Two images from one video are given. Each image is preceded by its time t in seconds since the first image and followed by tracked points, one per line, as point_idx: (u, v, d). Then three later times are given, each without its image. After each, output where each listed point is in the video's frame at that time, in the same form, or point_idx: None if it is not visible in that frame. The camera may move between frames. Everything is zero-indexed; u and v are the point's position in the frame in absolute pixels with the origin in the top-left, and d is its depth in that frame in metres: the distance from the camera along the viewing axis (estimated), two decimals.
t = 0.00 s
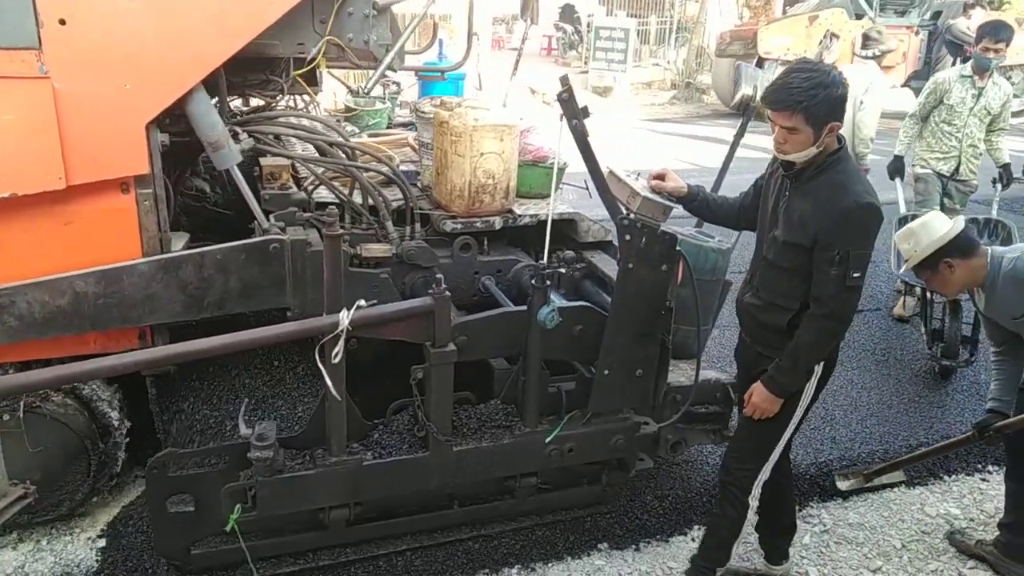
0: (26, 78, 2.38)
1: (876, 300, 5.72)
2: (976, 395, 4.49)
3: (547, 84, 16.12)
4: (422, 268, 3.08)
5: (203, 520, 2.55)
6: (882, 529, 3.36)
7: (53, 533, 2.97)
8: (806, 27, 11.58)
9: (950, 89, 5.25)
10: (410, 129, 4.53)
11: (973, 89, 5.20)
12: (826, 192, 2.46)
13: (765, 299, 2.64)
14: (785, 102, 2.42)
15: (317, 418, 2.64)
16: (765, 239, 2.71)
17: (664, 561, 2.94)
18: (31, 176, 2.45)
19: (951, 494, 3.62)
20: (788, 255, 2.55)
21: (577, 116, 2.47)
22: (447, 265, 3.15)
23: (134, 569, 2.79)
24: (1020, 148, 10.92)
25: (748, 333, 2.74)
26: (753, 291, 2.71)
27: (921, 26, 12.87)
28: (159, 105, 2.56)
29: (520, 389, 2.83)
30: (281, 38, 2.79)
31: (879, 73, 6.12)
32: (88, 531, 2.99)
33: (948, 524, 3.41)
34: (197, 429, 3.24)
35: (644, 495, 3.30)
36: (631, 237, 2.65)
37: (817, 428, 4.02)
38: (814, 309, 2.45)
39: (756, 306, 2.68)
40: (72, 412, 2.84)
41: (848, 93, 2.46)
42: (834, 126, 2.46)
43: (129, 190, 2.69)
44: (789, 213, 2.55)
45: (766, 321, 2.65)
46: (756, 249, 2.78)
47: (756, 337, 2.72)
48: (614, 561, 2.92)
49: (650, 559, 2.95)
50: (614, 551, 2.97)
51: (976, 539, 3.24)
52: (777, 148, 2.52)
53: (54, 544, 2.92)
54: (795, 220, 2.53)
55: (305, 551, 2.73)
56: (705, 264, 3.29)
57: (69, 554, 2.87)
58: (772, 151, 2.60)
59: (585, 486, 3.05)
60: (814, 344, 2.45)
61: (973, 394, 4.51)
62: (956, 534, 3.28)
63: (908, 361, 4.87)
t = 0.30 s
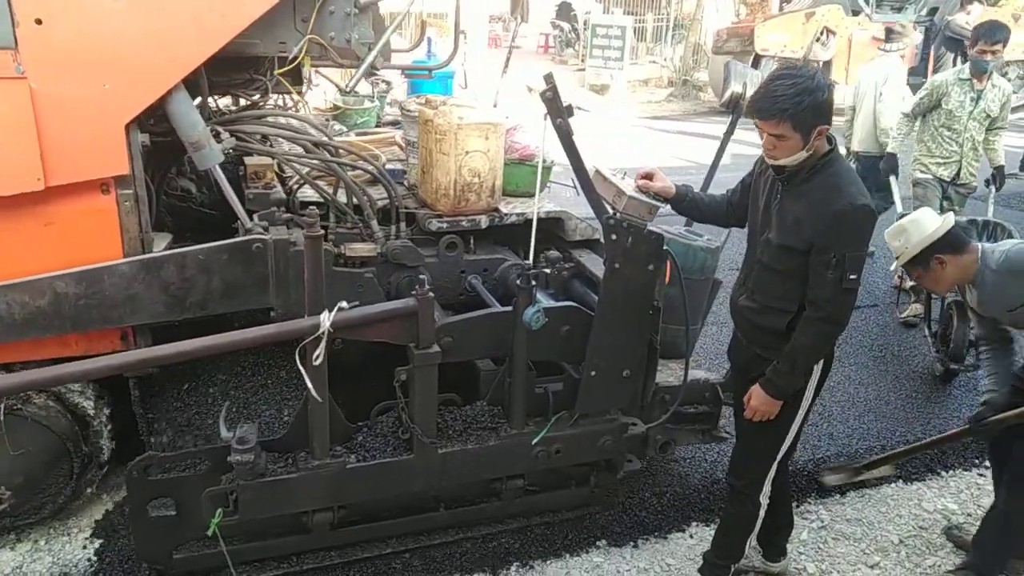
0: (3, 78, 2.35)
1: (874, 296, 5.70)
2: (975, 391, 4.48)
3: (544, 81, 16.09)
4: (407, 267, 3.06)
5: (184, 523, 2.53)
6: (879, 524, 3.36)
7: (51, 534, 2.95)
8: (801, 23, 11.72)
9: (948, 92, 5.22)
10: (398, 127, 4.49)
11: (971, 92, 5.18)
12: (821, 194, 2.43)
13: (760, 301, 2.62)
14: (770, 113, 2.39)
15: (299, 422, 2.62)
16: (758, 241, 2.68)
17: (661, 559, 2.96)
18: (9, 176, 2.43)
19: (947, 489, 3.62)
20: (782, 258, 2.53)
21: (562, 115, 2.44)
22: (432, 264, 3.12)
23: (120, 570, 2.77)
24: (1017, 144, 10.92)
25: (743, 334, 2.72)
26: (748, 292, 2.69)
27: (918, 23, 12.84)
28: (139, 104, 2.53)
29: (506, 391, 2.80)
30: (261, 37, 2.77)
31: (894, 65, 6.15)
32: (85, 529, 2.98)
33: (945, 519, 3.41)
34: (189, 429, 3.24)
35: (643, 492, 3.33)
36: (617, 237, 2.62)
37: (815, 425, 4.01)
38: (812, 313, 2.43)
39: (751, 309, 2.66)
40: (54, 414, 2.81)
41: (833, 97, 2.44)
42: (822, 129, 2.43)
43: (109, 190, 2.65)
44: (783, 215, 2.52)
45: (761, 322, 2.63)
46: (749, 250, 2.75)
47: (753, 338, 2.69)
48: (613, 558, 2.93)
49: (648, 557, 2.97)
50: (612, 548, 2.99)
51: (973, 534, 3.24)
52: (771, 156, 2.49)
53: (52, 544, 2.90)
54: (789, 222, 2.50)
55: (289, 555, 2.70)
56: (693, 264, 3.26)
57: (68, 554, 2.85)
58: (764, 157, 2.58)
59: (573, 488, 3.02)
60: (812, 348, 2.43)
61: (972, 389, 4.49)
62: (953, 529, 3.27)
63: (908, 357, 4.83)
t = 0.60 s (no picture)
0: None
1: (867, 294, 5.68)
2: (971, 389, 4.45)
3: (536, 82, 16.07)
4: (388, 269, 3.03)
5: (160, 532, 2.50)
6: (873, 522, 3.35)
7: (44, 537, 2.92)
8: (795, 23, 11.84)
9: (936, 97, 5.18)
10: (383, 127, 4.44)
11: (959, 96, 5.14)
12: (808, 196, 2.40)
13: (750, 305, 2.59)
14: (756, 118, 2.36)
15: (278, 429, 2.59)
16: (745, 245, 2.65)
17: (655, 557, 2.97)
18: None
19: (941, 487, 3.60)
20: (772, 262, 2.50)
21: (543, 116, 2.41)
22: (414, 266, 3.09)
23: None
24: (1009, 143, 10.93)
25: (734, 336, 2.69)
26: (737, 296, 2.66)
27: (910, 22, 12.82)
28: (116, 105, 2.48)
29: (488, 397, 2.76)
30: (238, 37, 2.74)
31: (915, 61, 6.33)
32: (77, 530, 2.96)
33: (938, 516, 3.40)
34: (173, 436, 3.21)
35: (637, 492, 3.33)
36: (600, 240, 2.59)
37: (809, 424, 3.99)
38: (807, 315, 2.40)
39: (742, 312, 2.63)
40: (31, 419, 2.77)
41: (818, 98, 2.40)
42: (807, 132, 2.40)
43: (86, 193, 2.62)
44: (770, 218, 2.49)
45: (751, 325, 2.60)
46: (736, 253, 2.72)
47: (744, 340, 2.66)
48: (607, 557, 2.94)
49: (642, 556, 2.97)
50: (606, 547, 3.00)
51: (964, 532, 3.23)
52: (756, 160, 2.46)
53: (45, 548, 2.88)
54: (776, 225, 2.47)
55: (268, 564, 2.68)
56: (679, 267, 3.24)
57: (59, 557, 2.83)
58: (748, 161, 2.54)
59: (557, 494, 2.97)
60: (809, 352, 2.40)
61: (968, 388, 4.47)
62: (947, 526, 3.25)
63: (899, 356, 4.81)
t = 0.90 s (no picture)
0: None
1: (862, 289, 5.66)
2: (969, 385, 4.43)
3: (535, 77, 16.03)
4: (372, 265, 3.00)
5: (140, 532, 2.47)
6: (868, 516, 3.33)
7: (42, 532, 2.89)
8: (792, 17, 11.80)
9: (928, 91, 5.11)
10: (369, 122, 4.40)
11: (950, 87, 5.06)
12: (794, 194, 2.38)
13: (741, 305, 2.57)
14: (741, 112, 2.33)
15: (259, 428, 2.56)
16: (733, 243, 2.62)
17: (652, 552, 2.97)
18: None
19: (936, 482, 3.59)
20: (763, 261, 2.47)
21: (524, 112, 2.38)
22: (398, 262, 3.06)
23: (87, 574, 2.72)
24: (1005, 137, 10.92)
25: (728, 339, 2.65)
26: (728, 296, 2.63)
27: (907, 16, 12.80)
28: (91, 96, 2.45)
29: (472, 395, 2.74)
30: (219, 31, 2.71)
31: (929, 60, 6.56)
32: (65, 524, 2.93)
33: (933, 511, 3.39)
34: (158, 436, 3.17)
35: (634, 486, 3.32)
36: (585, 238, 2.56)
37: (805, 418, 3.97)
38: (798, 313, 2.37)
39: (734, 313, 2.60)
40: (12, 417, 2.74)
41: (804, 94, 2.38)
42: (792, 128, 2.38)
43: (64, 190, 2.58)
44: (757, 216, 2.46)
45: (743, 324, 2.57)
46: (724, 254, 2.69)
47: (738, 341, 2.62)
48: (604, 552, 2.95)
49: (639, 550, 2.98)
50: (603, 542, 3.01)
51: (960, 525, 3.22)
52: (741, 157, 2.43)
53: (42, 543, 2.85)
54: (764, 224, 2.44)
55: (250, 565, 2.66)
56: (667, 263, 3.22)
57: (58, 553, 2.81)
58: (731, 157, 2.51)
59: (542, 494, 2.95)
60: (801, 349, 2.38)
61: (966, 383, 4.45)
62: (941, 520, 3.24)
63: (895, 352, 4.79)
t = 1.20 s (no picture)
0: None
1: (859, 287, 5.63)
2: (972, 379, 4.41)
3: (534, 75, 15.99)
4: (359, 267, 2.98)
5: (124, 536, 2.45)
6: (870, 513, 3.32)
7: (43, 534, 2.90)
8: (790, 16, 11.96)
9: (937, 90, 5.03)
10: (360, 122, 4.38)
11: (960, 86, 4.98)
12: (778, 196, 2.36)
13: (718, 310, 2.55)
14: (724, 111, 2.30)
15: (243, 431, 2.55)
16: (711, 247, 2.60)
17: (652, 551, 2.97)
18: None
19: (937, 478, 3.57)
20: (737, 266, 2.45)
21: (507, 111, 2.37)
22: (386, 263, 3.04)
23: None
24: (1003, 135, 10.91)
25: (705, 344, 2.64)
26: (705, 301, 2.61)
27: (906, 13, 12.74)
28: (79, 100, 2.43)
29: (458, 397, 2.72)
30: (201, 33, 2.68)
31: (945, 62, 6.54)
32: (60, 522, 2.94)
33: (934, 507, 3.37)
34: (145, 440, 3.16)
35: (634, 484, 3.31)
36: (570, 238, 2.54)
37: (806, 415, 3.95)
38: (777, 323, 2.36)
39: (712, 319, 2.59)
40: None
41: (789, 95, 2.36)
42: (776, 130, 2.36)
43: (45, 193, 2.56)
44: (737, 220, 2.44)
45: (718, 330, 2.57)
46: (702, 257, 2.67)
47: (716, 347, 2.61)
48: (604, 551, 2.95)
49: (639, 548, 2.98)
50: (604, 540, 3.01)
51: (962, 522, 3.21)
52: (722, 157, 2.40)
53: (42, 545, 2.85)
54: (743, 229, 2.42)
55: (237, 569, 2.64)
56: (655, 263, 3.21)
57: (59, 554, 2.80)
58: (714, 158, 2.49)
59: (532, 495, 2.93)
60: (781, 357, 2.35)
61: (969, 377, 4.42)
62: (942, 517, 3.24)
63: (892, 348, 4.75)
